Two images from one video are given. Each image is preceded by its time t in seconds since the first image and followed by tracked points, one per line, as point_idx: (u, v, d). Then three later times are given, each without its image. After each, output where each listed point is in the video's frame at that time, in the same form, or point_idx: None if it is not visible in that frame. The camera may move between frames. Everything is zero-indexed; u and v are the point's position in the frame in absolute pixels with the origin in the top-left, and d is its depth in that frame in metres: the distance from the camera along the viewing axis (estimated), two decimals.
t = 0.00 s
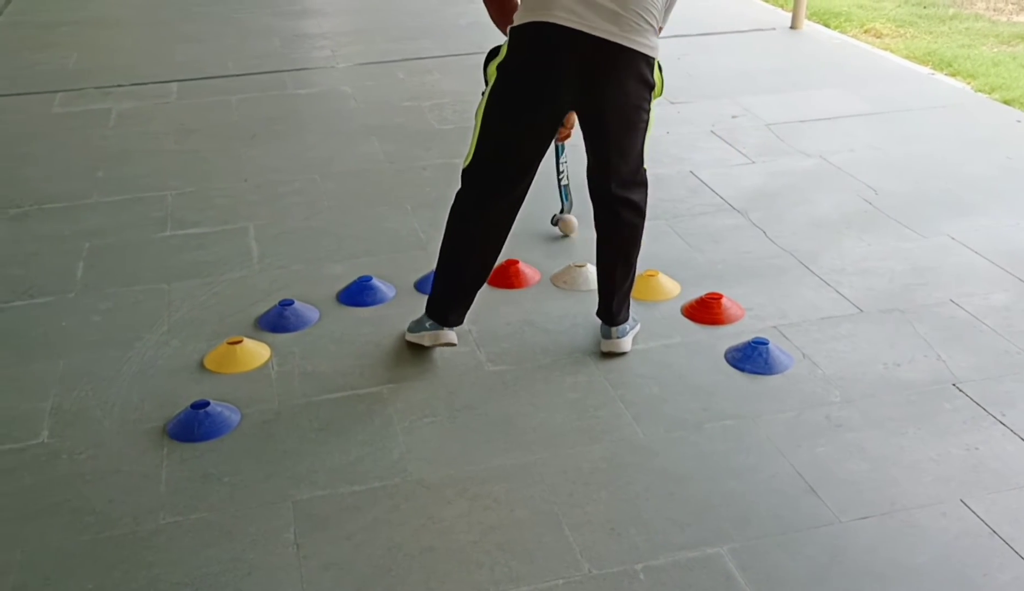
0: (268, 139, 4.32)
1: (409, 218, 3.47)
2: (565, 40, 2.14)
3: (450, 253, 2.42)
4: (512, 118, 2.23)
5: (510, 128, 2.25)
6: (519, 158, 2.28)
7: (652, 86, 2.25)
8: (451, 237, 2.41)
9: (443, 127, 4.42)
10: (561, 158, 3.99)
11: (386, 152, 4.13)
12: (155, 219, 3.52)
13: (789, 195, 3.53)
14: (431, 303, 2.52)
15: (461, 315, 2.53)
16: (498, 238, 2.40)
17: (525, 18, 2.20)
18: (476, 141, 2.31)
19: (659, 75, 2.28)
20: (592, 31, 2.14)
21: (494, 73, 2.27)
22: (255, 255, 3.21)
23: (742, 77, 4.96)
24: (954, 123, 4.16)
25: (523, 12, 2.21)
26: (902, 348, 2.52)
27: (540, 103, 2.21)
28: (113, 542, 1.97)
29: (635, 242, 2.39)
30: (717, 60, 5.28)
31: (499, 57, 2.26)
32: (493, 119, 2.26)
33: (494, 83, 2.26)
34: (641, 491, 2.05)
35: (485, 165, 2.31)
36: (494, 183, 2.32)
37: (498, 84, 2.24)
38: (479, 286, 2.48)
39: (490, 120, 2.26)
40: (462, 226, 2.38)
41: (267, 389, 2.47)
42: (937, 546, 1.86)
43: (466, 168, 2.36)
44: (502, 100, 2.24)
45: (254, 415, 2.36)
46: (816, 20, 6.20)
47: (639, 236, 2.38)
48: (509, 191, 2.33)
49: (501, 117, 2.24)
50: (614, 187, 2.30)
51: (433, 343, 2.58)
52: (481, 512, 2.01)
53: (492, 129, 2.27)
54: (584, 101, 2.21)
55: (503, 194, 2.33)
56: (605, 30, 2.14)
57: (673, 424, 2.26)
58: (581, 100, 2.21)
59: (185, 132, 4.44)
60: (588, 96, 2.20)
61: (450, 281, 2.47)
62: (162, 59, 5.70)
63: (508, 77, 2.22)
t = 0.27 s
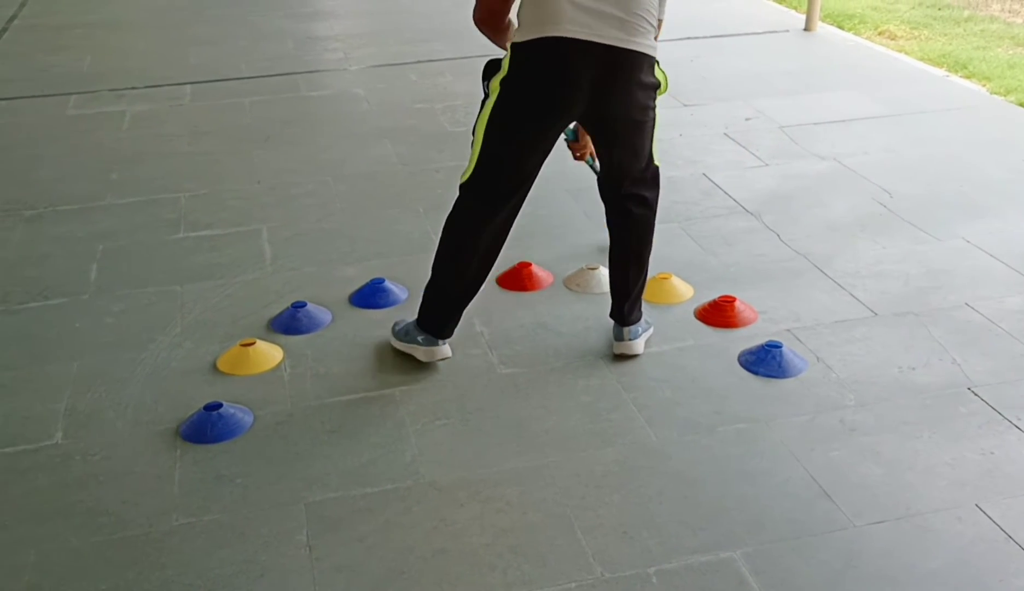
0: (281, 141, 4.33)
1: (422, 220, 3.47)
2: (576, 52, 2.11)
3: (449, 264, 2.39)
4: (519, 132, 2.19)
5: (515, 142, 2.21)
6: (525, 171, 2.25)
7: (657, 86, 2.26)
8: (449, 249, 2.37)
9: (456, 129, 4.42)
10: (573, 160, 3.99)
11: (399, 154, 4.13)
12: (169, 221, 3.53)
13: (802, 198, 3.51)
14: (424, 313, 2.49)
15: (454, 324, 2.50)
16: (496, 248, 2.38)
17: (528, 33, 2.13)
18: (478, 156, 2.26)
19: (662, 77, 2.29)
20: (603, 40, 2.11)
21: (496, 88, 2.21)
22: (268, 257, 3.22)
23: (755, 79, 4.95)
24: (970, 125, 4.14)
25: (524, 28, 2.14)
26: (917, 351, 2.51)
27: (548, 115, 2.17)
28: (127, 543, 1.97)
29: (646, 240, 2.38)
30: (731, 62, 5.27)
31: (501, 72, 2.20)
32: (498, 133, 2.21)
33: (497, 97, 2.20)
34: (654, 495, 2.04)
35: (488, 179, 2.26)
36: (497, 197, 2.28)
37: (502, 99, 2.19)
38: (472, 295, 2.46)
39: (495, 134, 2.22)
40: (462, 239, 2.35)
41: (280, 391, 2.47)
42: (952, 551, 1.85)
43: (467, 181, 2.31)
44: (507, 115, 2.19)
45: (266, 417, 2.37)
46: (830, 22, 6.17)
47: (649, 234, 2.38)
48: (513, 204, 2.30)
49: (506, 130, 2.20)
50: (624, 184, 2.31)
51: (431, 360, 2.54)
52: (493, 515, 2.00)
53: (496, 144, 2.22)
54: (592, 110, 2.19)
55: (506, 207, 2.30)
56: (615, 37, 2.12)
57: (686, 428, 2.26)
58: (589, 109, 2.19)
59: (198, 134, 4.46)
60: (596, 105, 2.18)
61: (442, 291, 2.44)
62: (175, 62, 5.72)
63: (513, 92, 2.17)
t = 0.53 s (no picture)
0: (289, 143, 4.34)
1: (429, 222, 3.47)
2: (542, 60, 2.07)
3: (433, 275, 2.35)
4: (489, 142, 2.15)
5: (486, 153, 2.17)
6: (499, 179, 2.22)
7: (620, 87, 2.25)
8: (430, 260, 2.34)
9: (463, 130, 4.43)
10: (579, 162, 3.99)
11: (406, 155, 4.14)
12: (177, 222, 3.54)
13: (810, 200, 3.51)
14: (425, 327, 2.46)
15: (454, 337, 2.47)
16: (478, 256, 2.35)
17: (490, 43, 2.08)
18: (447, 168, 2.22)
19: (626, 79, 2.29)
20: (569, 46, 2.08)
21: (459, 99, 2.15)
22: (276, 258, 3.23)
23: (763, 81, 4.94)
24: (978, 127, 4.13)
25: (485, 35, 2.09)
26: (925, 354, 2.50)
27: (517, 124, 2.14)
28: (134, 543, 1.98)
29: (631, 241, 2.39)
30: (738, 64, 5.26)
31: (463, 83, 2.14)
32: (467, 145, 2.17)
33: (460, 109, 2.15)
34: (661, 497, 2.04)
35: (462, 191, 2.23)
36: (473, 207, 2.24)
37: (467, 111, 2.14)
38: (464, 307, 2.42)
39: (462, 146, 2.17)
40: (442, 250, 2.31)
41: (288, 392, 2.48)
42: (961, 554, 1.84)
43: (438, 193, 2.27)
44: (475, 126, 2.14)
45: (274, 418, 2.37)
46: (838, 24, 6.16)
47: (634, 236, 2.39)
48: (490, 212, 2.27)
49: (475, 141, 2.15)
50: (600, 192, 2.32)
51: (438, 370, 2.52)
52: (500, 517, 2.01)
53: (466, 155, 2.18)
54: (560, 116, 2.17)
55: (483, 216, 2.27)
56: (581, 42, 2.09)
57: (693, 430, 2.25)
58: (557, 114, 2.17)
59: (207, 135, 4.47)
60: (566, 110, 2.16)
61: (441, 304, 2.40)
62: (184, 63, 5.74)
63: (479, 102, 2.12)
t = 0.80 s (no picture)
0: (299, 142, 4.35)
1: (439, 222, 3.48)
2: (504, 57, 2.07)
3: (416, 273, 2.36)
4: (457, 142, 2.15)
5: (454, 152, 2.17)
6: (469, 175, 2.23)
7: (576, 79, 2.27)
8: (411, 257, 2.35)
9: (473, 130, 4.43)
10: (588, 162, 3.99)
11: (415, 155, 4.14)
12: (187, 221, 3.55)
13: (819, 200, 3.50)
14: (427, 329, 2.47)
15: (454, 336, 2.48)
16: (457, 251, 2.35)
17: (448, 43, 2.07)
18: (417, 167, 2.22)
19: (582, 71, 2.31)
20: (531, 42, 2.08)
21: (423, 100, 2.14)
22: (286, 258, 3.24)
23: (773, 81, 4.93)
24: (989, 127, 4.11)
25: (443, 35, 2.07)
26: (935, 355, 2.49)
27: (482, 122, 2.14)
28: (144, 542, 1.98)
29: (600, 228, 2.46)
30: (748, 64, 5.26)
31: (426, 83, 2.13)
32: (434, 144, 2.17)
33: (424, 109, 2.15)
34: (669, 497, 2.04)
35: (435, 189, 2.23)
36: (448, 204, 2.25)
37: (432, 112, 2.13)
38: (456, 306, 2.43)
39: (429, 146, 2.17)
40: (421, 247, 2.32)
41: (297, 391, 2.48)
42: (971, 556, 1.84)
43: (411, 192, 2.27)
44: (441, 126, 2.14)
45: (283, 417, 2.38)
46: (849, 24, 6.15)
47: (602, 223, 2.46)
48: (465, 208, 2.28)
49: (444, 140, 2.16)
50: (564, 183, 2.37)
51: (446, 370, 2.52)
52: (508, 516, 2.01)
53: (435, 155, 2.18)
54: (523, 110, 2.18)
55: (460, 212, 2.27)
56: (541, 38, 2.09)
57: (702, 430, 2.25)
58: (520, 108, 2.18)
59: (217, 135, 4.48)
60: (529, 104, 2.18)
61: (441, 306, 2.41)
62: (194, 63, 5.75)
63: (443, 103, 2.12)
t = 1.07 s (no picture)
0: (305, 145, 4.36)
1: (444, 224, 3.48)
2: (529, 52, 2.08)
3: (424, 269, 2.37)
4: (478, 141, 2.14)
5: (469, 152, 2.16)
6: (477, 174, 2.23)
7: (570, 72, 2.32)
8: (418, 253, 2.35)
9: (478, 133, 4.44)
10: (594, 165, 3.99)
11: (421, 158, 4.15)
12: (194, 223, 3.56)
13: (825, 203, 3.50)
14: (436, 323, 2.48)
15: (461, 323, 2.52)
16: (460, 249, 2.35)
17: (469, 46, 2.05)
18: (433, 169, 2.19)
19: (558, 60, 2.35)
20: (550, 33, 2.11)
21: (442, 103, 2.12)
22: (292, 259, 3.25)
23: (779, 84, 4.93)
24: (995, 131, 4.11)
25: (464, 38, 2.05)
26: (940, 358, 2.49)
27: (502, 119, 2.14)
28: (150, 542, 1.99)
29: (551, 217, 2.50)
30: (754, 67, 5.26)
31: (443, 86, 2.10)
32: (448, 145, 2.15)
33: (441, 111, 2.12)
34: (674, 500, 2.04)
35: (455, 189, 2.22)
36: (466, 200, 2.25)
37: (452, 115, 2.11)
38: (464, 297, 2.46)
39: (447, 147, 2.15)
40: (439, 246, 2.31)
41: (303, 392, 2.49)
42: (976, 559, 1.83)
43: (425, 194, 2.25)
44: (462, 128, 2.12)
45: (289, 419, 2.38)
46: (855, 27, 6.15)
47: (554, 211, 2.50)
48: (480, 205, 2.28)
49: (463, 143, 2.14)
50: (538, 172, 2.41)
51: (450, 368, 2.55)
52: (513, 519, 2.01)
53: (454, 156, 2.16)
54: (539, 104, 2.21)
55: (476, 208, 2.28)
56: (557, 28, 2.12)
57: (707, 433, 2.25)
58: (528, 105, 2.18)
59: (224, 137, 4.50)
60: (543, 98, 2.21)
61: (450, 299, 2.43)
62: (201, 65, 5.77)
63: (465, 105, 2.10)
